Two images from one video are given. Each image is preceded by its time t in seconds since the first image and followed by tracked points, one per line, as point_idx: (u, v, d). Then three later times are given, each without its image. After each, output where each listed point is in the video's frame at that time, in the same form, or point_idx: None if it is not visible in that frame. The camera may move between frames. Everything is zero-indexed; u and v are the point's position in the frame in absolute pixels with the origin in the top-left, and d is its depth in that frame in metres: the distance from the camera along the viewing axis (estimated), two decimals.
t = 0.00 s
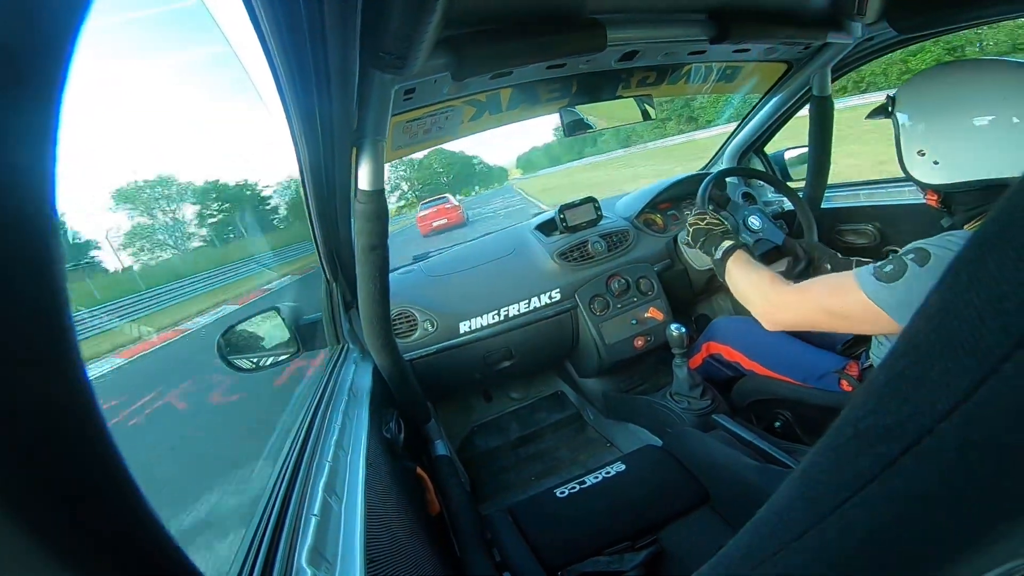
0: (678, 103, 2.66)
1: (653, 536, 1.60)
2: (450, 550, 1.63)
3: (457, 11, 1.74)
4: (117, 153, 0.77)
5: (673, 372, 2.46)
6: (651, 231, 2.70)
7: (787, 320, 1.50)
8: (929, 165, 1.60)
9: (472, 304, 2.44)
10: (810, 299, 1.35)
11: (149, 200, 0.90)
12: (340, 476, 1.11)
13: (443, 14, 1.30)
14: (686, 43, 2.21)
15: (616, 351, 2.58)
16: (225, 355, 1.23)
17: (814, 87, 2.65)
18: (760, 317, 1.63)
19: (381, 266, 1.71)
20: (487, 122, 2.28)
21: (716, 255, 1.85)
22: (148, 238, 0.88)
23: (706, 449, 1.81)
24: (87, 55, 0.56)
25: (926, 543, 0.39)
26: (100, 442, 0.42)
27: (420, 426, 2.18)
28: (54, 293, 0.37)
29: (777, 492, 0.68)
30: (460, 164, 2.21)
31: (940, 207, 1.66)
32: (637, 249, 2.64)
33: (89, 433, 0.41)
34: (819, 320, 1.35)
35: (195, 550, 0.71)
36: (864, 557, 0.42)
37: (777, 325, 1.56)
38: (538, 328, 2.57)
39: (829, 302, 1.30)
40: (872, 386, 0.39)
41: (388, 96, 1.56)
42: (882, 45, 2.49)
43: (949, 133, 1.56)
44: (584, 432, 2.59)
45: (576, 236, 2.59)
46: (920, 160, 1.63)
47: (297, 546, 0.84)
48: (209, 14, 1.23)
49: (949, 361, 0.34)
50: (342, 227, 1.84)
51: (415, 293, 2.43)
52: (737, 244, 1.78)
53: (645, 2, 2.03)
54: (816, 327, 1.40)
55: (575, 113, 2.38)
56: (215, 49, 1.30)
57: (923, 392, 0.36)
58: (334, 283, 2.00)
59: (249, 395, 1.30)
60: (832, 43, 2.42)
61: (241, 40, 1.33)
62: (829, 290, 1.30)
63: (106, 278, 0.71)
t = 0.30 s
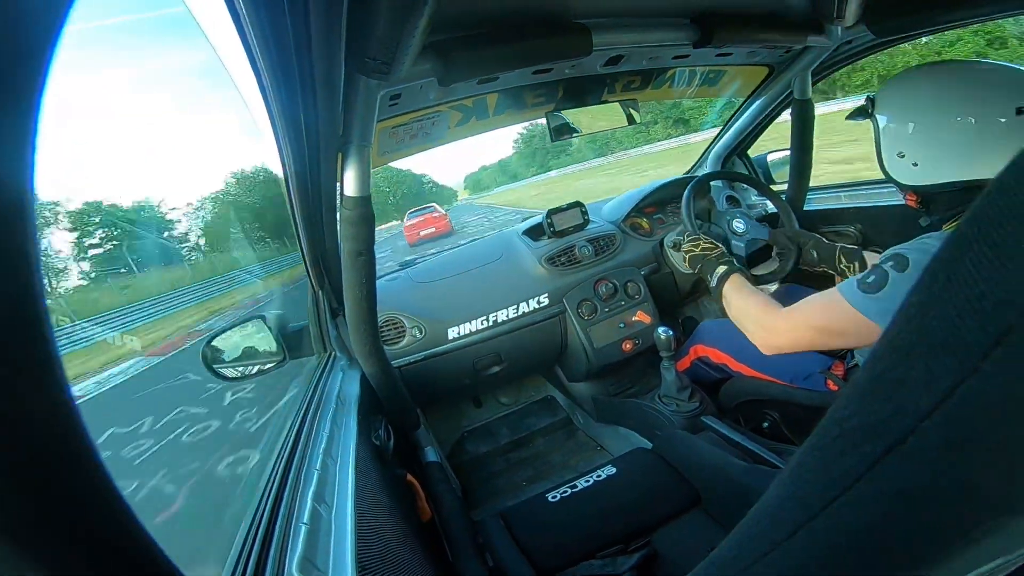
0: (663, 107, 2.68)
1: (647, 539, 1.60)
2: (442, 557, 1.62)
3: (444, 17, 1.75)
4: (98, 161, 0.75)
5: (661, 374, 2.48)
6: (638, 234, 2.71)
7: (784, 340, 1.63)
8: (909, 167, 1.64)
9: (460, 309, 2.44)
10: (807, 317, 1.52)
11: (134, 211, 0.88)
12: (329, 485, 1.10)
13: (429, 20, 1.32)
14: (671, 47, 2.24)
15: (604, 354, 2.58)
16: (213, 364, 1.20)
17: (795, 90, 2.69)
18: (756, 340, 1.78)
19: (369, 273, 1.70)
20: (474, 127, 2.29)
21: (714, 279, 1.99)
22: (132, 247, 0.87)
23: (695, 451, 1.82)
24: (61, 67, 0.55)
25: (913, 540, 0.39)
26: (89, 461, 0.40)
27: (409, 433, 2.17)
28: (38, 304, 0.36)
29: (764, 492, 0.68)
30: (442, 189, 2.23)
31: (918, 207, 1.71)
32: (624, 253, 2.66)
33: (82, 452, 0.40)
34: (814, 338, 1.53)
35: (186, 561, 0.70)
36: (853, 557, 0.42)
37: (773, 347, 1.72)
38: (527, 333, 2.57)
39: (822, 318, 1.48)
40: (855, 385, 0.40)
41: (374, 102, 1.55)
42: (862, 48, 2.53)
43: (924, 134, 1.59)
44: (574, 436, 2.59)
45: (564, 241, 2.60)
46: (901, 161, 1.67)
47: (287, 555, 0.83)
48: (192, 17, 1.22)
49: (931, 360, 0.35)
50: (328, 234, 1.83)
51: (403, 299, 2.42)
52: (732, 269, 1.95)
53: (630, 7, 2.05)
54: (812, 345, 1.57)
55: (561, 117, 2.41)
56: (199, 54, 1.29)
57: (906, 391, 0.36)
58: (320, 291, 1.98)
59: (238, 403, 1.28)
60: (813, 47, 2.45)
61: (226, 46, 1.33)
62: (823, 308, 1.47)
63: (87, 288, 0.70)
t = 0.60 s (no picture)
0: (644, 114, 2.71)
1: (638, 544, 1.61)
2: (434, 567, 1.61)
3: (427, 26, 1.76)
4: (76, 175, 0.74)
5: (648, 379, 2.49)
6: (622, 241, 2.72)
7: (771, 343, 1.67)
8: (888, 169, 1.65)
9: (447, 318, 2.44)
10: (792, 322, 1.56)
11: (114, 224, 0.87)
12: (317, 496, 1.09)
13: (412, 29, 1.31)
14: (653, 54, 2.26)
15: (592, 360, 2.59)
16: (197, 377, 1.19)
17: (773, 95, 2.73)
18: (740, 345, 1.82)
19: (353, 283, 1.69)
20: (458, 134, 2.29)
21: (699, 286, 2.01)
22: (113, 259, 0.85)
23: (685, 454, 1.83)
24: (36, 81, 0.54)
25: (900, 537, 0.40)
26: (72, 480, 0.39)
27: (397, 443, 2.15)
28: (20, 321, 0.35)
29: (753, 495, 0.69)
30: (436, 194, 2.21)
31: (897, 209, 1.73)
32: (609, 260, 2.66)
33: (66, 471, 0.39)
34: (797, 341, 1.57)
35: None
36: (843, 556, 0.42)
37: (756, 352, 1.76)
38: (514, 341, 2.56)
39: (806, 322, 1.52)
40: (839, 386, 0.40)
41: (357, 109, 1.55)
42: (838, 54, 2.58)
43: (906, 136, 1.62)
44: (563, 443, 2.59)
45: (549, 248, 2.60)
46: (881, 162, 1.69)
47: (275, 567, 0.83)
48: (172, 25, 1.21)
49: (910, 359, 0.36)
50: (312, 246, 1.82)
51: (389, 309, 2.41)
52: (715, 274, 1.97)
53: (611, 14, 2.07)
54: (795, 348, 1.61)
55: (544, 124, 2.42)
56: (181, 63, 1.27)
57: (888, 391, 0.37)
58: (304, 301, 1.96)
59: (222, 415, 1.26)
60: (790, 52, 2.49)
61: (207, 55, 1.31)
62: (807, 313, 1.51)
63: (69, 304, 0.69)
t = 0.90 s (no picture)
0: (635, 117, 2.72)
1: (637, 546, 1.61)
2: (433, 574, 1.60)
3: (416, 33, 1.76)
4: (64, 185, 0.73)
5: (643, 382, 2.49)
6: (614, 245, 2.73)
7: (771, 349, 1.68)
8: (879, 169, 1.70)
9: (441, 323, 2.43)
10: (788, 328, 1.57)
11: (104, 233, 0.86)
12: (313, 503, 1.09)
13: (402, 34, 1.32)
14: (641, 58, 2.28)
15: (586, 364, 2.60)
16: (188, 388, 1.18)
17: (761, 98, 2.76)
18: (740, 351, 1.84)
19: (346, 291, 1.68)
20: (450, 140, 2.31)
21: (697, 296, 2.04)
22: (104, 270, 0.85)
23: (680, 456, 1.83)
24: (23, 94, 0.53)
25: (896, 535, 0.41)
26: (64, 493, 0.39)
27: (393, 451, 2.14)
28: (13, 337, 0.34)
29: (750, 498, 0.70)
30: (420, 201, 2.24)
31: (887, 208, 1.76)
32: (601, 264, 2.67)
33: (58, 485, 0.38)
34: (795, 347, 1.59)
35: None
36: (840, 554, 0.43)
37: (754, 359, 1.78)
38: (508, 346, 2.56)
39: (802, 328, 1.54)
40: (833, 387, 0.41)
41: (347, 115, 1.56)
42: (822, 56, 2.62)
43: (893, 137, 1.66)
44: (560, 447, 2.59)
45: (542, 253, 2.61)
46: (871, 162, 1.73)
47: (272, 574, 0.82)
48: (159, 32, 1.20)
49: (902, 359, 0.37)
50: (303, 253, 1.81)
51: (382, 315, 2.41)
52: (711, 284, 1.99)
53: (600, 18, 2.08)
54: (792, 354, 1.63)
55: (535, 128, 2.44)
56: (169, 70, 1.26)
57: (881, 391, 0.37)
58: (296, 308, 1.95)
59: (214, 425, 1.24)
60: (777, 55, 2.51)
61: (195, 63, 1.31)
62: (802, 318, 1.52)
63: (59, 317, 0.68)
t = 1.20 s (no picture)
0: (625, 118, 2.75)
1: (631, 546, 1.62)
2: None
3: (406, 34, 1.76)
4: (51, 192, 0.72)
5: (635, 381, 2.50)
6: (605, 246, 2.73)
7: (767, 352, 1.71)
8: (866, 171, 1.71)
9: (433, 325, 2.43)
10: (784, 333, 1.61)
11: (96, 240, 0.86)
12: (306, 507, 1.09)
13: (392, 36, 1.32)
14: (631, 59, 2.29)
15: (579, 365, 2.60)
16: (177, 392, 1.16)
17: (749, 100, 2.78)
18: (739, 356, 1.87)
19: (337, 294, 1.68)
20: (440, 142, 2.32)
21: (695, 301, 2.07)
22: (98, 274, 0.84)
23: (673, 455, 1.84)
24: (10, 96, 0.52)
25: (886, 532, 0.41)
26: (56, 501, 0.38)
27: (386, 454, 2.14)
28: None
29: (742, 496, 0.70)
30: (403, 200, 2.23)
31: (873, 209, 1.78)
32: (593, 265, 2.67)
33: (49, 493, 0.38)
34: (793, 352, 1.62)
35: None
36: (832, 551, 0.44)
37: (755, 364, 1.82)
38: (500, 348, 2.56)
39: (797, 332, 1.57)
40: (823, 386, 0.41)
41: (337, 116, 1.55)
42: (807, 57, 2.65)
43: (878, 139, 1.67)
44: (553, 448, 2.59)
45: (534, 254, 2.61)
46: (858, 165, 1.74)
47: None
48: (147, 33, 1.19)
49: (889, 357, 0.37)
50: (294, 256, 1.79)
51: (373, 318, 2.40)
52: (709, 290, 2.02)
53: (590, 20, 2.09)
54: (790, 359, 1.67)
55: (528, 130, 2.45)
56: (158, 72, 1.25)
57: (869, 389, 0.38)
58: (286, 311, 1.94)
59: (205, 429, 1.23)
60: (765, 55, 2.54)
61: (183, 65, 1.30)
62: (798, 321, 1.56)
63: (50, 325, 0.67)
